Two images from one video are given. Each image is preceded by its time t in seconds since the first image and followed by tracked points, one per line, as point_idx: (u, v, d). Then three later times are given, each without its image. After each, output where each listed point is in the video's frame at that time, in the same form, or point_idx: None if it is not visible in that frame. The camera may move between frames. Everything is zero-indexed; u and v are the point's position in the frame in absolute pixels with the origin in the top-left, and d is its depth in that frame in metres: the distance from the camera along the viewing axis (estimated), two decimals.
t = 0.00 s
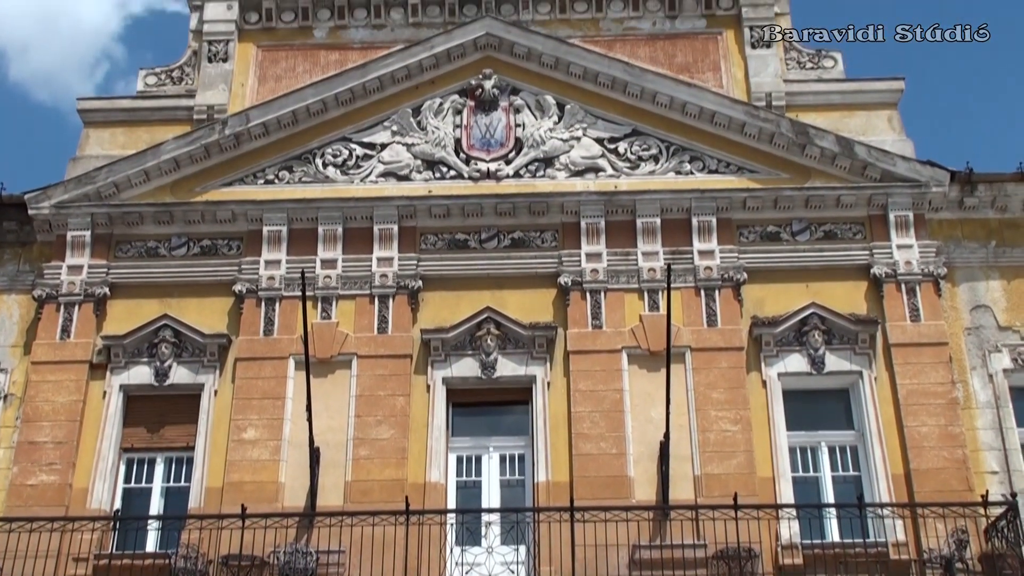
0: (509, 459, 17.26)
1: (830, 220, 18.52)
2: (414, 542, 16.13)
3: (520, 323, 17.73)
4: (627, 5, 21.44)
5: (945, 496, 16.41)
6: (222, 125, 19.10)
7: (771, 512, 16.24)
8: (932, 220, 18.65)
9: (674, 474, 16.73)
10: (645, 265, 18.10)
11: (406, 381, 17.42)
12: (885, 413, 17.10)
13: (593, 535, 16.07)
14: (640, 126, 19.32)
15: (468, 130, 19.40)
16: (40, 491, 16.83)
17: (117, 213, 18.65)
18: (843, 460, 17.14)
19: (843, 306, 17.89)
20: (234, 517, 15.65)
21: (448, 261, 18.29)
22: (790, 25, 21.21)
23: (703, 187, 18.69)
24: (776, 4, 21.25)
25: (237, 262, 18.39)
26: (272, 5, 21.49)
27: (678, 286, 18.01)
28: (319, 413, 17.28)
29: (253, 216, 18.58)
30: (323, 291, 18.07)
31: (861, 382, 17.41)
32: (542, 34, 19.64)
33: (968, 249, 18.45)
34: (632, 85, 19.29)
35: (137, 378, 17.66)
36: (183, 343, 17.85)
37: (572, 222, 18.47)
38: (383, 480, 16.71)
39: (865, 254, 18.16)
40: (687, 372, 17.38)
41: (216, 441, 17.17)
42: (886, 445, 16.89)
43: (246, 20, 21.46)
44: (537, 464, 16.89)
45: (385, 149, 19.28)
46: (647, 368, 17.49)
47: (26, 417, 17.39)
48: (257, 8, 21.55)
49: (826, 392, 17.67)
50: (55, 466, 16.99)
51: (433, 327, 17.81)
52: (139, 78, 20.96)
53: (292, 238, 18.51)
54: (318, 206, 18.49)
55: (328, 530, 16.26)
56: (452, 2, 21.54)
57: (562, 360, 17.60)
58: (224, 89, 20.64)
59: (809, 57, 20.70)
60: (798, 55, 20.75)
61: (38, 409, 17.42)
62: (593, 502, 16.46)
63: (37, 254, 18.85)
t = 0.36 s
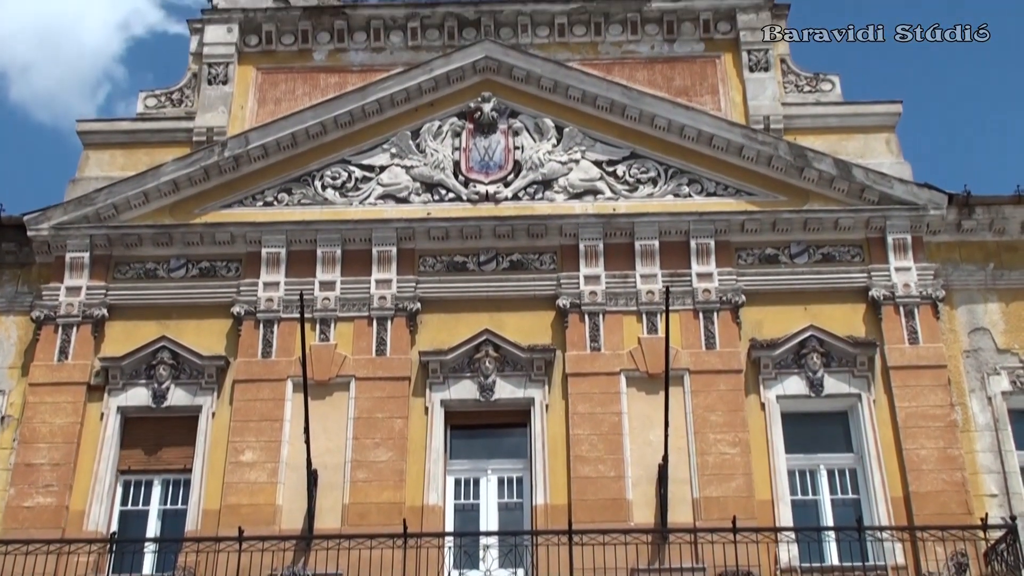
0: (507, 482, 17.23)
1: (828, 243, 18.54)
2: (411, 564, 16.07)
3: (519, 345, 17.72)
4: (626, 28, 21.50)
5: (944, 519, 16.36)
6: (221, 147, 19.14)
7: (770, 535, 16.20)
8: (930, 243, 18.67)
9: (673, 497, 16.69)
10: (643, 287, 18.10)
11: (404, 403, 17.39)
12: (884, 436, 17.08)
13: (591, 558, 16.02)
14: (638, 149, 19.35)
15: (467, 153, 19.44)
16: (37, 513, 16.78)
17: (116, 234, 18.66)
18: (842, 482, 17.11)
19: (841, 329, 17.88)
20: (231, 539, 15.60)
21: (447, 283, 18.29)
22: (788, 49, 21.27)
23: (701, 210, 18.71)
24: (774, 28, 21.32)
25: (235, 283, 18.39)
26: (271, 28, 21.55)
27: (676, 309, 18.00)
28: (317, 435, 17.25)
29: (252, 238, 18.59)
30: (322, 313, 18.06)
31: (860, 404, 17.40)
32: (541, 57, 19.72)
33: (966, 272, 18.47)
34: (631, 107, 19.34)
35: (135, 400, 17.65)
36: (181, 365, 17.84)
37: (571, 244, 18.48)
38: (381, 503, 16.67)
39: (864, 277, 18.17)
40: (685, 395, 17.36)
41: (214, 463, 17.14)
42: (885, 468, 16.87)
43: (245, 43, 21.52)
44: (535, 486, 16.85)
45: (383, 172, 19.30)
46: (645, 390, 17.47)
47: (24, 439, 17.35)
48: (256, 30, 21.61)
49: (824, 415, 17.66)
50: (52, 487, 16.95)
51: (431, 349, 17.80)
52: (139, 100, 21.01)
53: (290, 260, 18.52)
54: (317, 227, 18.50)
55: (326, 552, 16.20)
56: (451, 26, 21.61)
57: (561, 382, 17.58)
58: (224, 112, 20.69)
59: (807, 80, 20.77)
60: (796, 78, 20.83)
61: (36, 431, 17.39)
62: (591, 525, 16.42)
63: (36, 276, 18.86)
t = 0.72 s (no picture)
0: (505, 506, 17.18)
1: (826, 267, 18.55)
2: None
3: (517, 369, 17.70)
4: (625, 53, 21.57)
5: (943, 544, 16.32)
6: (220, 170, 19.18)
7: (769, 560, 16.14)
8: (929, 267, 18.68)
9: (671, 521, 16.64)
10: (642, 310, 18.10)
11: (402, 426, 17.36)
12: (883, 461, 17.04)
13: None
14: (637, 173, 19.39)
15: (466, 176, 19.47)
16: (32, 536, 16.72)
17: (115, 257, 18.67)
18: (841, 507, 17.07)
19: (839, 353, 17.88)
20: (228, 563, 15.55)
21: (446, 306, 18.29)
22: (786, 73, 21.33)
23: (699, 234, 18.73)
24: (772, 53, 21.39)
25: (234, 306, 18.39)
26: (272, 52, 21.62)
27: (675, 332, 17.99)
28: (314, 458, 17.21)
29: (251, 260, 18.60)
30: (320, 336, 18.05)
31: (858, 428, 17.37)
32: (540, 82, 19.79)
33: (964, 295, 18.48)
34: (630, 132, 19.39)
35: (132, 423, 17.62)
36: (178, 388, 17.82)
37: (569, 267, 18.49)
38: (379, 526, 16.62)
39: (862, 301, 18.18)
40: (684, 419, 17.34)
41: (210, 486, 17.10)
42: (884, 492, 16.83)
43: (246, 67, 21.59)
44: (533, 510, 16.81)
45: (382, 195, 19.32)
46: (643, 414, 17.45)
47: (20, 462, 17.31)
48: (256, 54, 21.68)
49: (823, 439, 17.63)
50: (49, 510, 16.90)
51: (429, 373, 17.78)
52: (139, 123, 21.06)
53: (289, 283, 18.52)
54: (316, 250, 18.51)
55: None
56: (451, 50, 21.68)
57: (559, 406, 17.55)
58: (224, 135, 20.74)
59: (804, 104, 20.82)
60: (794, 102, 20.89)
61: (33, 454, 17.35)
62: (590, 549, 16.37)
63: (34, 298, 18.86)
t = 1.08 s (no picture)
0: (502, 531, 17.12)
1: (823, 292, 18.55)
2: None
3: (514, 394, 17.67)
4: (622, 78, 21.63)
5: (941, 569, 16.26)
6: (218, 194, 19.21)
7: None
8: (926, 292, 18.68)
9: (668, 546, 16.59)
10: (639, 335, 18.09)
11: (399, 451, 17.32)
12: (881, 486, 17.00)
13: None
14: (634, 198, 19.41)
15: (464, 201, 19.48)
16: (27, 560, 16.65)
17: (112, 280, 18.68)
18: (839, 532, 17.01)
19: (837, 378, 17.85)
20: None
21: (443, 330, 18.28)
22: (783, 99, 21.38)
23: (697, 258, 18.74)
24: (769, 78, 21.45)
25: (231, 330, 18.38)
26: (270, 76, 21.67)
27: (672, 357, 17.97)
28: (310, 483, 17.16)
29: (248, 284, 18.60)
30: (317, 360, 18.03)
31: (856, 454, 17.33)
32: (538, 107, 19.85)
33: (961, 320, 18.48)
34: (627, 157, 19.43)
35: (128, 447, 17.58)
36: (175, 413, 17.79)
37: (567, 292, 18.49)
38: (375, 551, 16.55)
39: (859, 326, 18.17)
40: (681, 444, 17.29)
41: (206, 511, 17.05)
42: (882, 518, 16.78)
43: (244, 91, 21.64)
44: (530, 535, 16.76)
45: (380, 220, 19.33)
46: (640, 439, 17.40)
47: (15, 486, 17.26)
48: (255, 78, 21.75)
49: (821, 464, 17.59)
50: (44, 535, 16.84)
51: (426, 397, 17.76)
52: (138, 147, 21.09)
53: (286, 307, 18.51)
54: (314, 274, 18.51)
55: None
56: (449, 75, 21.75)
57: (556, 431, 17.52)
58: (222, 159, 20.77)
59: (801, 130, 20.86)
60: (791, 127, 20.92)
61: (27, 478, 17.30)
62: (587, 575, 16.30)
63: (31, 321, 18.85)
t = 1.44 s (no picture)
0: (500, 555, 17.06)
1: (821, 315, 18.56)
2: None
3: (511, 418, 17.66)
4: (619, 103, 21.70)
5: None
6: (216, 219, 19.24)
7: None
8: (923, 316, 18.69)
9: (667, 571, 16.53)
10: (637, 359, 18.08)
11: (396, 475, 17.28)
12: (879, 509, 16.96)
13: None
14: (631, 221, 19.43)
15: (461, 225, 19.51)
16: None
17: (110, 304, 18.68)
18: (838, 556, 16.96)
19: (835, 402, 17.84)
20: None
21: (440, 354, 18.27)
22: (779, 123, 21.43)
23: (694, 282, 18.75)
24: (765, 103, 21.52)
25: (228, 354, 18.36)
26: (268, 101, 21.73)
27: (670, 381, 17.96)
28: (307, 507, 17.11)
29: (245, 308, 18.59)
30: (314, 384, 18.01)
31: (854, 478, 17.30)
32: (535, 131, 19.90)
33: (959, 344, 18.48)
34: (624, 181, 19.47)
35: (124, 471, 17.53)
36: (171, 437, 17.75)
37: (564, 315, 18.49)
38: None
39: (857, 349, 18.17)
40: (679, 468, 17.26)
41: (203, 535, 16.99)
42: (881, 542, 16.73)
43: (242, 116, 21.69)
44: (527, 559, 16.71)
45: (377, 244, 19.34)
46: (638, 463, 17.37)
47: (11, 510, 17.20)
48: (253, 103, 21.80)
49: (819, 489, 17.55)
50: (39, 559, 16.77)
51: (424, 421, 17.73)
52: (136, 171, 21.11)
53: (283, 330, 18.50)
54: (311, 298, 18.51)
55: None
56: (446, 99, 21.80)
57: (554, 455, 17.49)
58: (220, 183, 20.79)
59: (798, 154, 20.91)
60: (787, 152, 20.96)
61: (23, 503, 17.24)
62: None
63: (28, 345, 18.83)
